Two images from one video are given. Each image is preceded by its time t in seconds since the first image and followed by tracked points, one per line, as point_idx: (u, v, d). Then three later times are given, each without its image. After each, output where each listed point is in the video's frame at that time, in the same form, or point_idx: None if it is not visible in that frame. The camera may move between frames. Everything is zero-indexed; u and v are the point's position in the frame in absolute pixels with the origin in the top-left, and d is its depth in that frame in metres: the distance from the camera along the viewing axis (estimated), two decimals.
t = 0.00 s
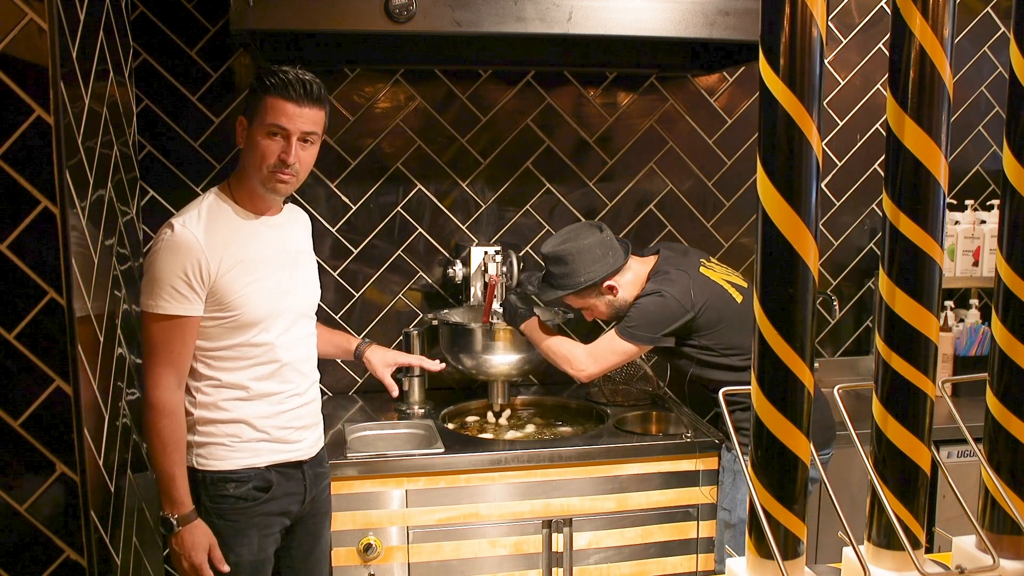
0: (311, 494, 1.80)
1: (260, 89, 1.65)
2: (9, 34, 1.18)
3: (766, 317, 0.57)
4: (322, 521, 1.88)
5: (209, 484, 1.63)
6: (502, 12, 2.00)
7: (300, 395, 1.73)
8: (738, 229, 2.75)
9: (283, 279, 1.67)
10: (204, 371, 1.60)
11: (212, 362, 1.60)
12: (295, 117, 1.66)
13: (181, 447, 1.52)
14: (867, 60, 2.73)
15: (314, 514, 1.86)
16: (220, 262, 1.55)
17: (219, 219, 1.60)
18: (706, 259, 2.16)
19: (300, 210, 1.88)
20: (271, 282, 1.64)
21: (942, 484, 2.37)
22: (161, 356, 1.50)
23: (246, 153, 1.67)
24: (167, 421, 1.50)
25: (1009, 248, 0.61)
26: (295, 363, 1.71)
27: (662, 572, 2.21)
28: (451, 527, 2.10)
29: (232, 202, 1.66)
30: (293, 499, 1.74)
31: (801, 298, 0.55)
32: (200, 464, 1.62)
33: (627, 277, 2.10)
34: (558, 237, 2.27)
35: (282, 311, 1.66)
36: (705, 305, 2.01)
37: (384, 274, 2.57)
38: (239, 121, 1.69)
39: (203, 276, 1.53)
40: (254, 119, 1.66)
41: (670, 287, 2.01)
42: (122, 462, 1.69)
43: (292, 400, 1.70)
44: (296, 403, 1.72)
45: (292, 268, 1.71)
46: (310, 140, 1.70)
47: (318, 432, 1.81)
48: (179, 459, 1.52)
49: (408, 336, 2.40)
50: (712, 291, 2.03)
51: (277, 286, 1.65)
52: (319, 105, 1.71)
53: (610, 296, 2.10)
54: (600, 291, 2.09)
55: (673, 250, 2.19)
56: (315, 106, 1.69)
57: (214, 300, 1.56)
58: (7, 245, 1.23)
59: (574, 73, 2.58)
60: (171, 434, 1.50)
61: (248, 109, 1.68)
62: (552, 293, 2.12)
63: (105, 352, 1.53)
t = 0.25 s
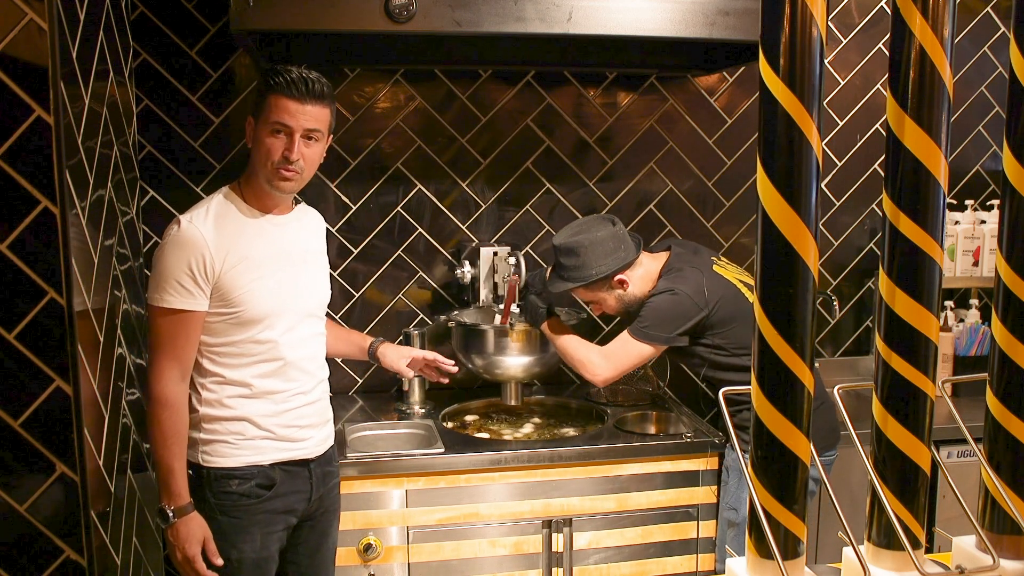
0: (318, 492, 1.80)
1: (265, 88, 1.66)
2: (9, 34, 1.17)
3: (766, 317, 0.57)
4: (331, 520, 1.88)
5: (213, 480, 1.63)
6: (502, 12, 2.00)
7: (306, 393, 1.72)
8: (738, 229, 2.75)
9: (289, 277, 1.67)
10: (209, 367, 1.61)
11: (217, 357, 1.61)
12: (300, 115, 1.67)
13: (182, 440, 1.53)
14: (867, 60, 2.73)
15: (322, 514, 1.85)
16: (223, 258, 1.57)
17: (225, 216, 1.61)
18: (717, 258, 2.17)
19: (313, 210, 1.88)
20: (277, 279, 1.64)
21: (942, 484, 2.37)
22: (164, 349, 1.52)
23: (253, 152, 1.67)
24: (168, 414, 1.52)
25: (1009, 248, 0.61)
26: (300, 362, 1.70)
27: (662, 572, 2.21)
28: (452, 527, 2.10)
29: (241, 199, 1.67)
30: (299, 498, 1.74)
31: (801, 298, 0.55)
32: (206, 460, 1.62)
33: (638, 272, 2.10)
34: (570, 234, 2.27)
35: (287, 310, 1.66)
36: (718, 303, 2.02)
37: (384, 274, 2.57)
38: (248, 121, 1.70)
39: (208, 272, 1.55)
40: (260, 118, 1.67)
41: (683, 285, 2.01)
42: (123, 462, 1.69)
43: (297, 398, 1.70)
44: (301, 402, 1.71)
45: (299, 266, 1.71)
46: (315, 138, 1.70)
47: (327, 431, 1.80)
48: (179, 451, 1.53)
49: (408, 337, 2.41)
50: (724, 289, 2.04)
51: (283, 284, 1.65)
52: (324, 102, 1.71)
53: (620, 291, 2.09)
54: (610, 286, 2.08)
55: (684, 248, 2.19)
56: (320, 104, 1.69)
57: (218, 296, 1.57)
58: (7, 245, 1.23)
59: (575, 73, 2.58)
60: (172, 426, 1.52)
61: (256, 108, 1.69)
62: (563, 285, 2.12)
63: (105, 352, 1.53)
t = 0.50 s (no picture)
0: (326, 491, 1.78)
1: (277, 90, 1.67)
2: (9, 34, 1.17)
3: (766, 318, 0.57)
4: (338, 522, 1.87)
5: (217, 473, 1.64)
6: (502, 12, 2.00)
7: (312, 392, 1.71)
8: (738, 229, 2.75)
9: (298, 275, 1.67)
10: (215, 363, 1.61)
11: (222, 353, 1.61)
12: (310, 116, 1.67)
13: (184, 433, 1.55)
14: (867, 60, 2.73)
15: (329, 515, 1.84)
16: (230, 255, 1.57)
17: (234, 214, 1.62)
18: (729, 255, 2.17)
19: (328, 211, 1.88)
20: (284, 277, 1.64)
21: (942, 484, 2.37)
22: (170, 343, 1.54)
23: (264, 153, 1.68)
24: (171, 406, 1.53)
25: (1010, 247, 0.61)
26: (307, 360, 1.70)
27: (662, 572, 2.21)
28: (453, 527, 2.10)
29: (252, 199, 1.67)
30: (306, 496, 1.73)
31: (801, 297, 0.55)
32: (211, 456, 1.63)
33: (650, 268, 2.11)
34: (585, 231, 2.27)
35: (294, 307, 1.65)
36: (733, 302, 2.02)
37: (384, 274, 2.57)
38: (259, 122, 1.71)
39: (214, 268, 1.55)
40: (272, 119, 1.68)
41: (699, 285, 2.01)
42: (123, 462, 1.69)
43: (303, 395, 1.69)
44: (307, 400, 1.70)
45: (309, 265, 1.70)
46: (325, 139, 1.71)
47: (336, 429, 1.79)
48: (182, 444, 1.55)
49: (408, 337, 2.40)
50: (738, 287, 2.04)
51: (290, 281, 1.65)
52: (335, 104, 1.72)
53: (632, 287, 2.11)
54: (623, 282, 2.10)
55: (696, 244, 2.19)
56: (331, 105, 1.70)
57: (224, 292, 1.58)
58: (7, 245, 1.23)
59: (574, 73, 2.58)
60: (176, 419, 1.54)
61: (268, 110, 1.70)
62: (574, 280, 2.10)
63: (105, 352, 1.53)
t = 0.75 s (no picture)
0: (330, 491, 1.78)
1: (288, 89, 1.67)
2: (9, 34, 1.18)
3: (766, 318, 0.57)
4: (342, 522, 1.86)
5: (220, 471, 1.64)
6: (502, 12, 2.00)
7: (317, 391, 1.70)
8: (738, 229, 2.75)
9: (305, 274, 1.67)
10: (222, 359, 1.62)
11: (229, 349, 1.62)
12: (321, 117, 1.67)
13: (188, 427, 1.56)
14: (867, 60, 2.73)
15: (334, 515, 1.83)
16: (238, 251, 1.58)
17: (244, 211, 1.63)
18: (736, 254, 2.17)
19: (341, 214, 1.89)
20: (291, 275, 1.64)
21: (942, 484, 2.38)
22: (176, 336, 1.55)
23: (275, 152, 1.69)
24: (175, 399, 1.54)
25: (1009, 248, 0.61)
26: (312, 359, 1.69)
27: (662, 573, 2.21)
28: (453, 527, 2.10)
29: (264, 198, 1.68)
30: (310, 496, 1.73)
31: (801, 298, 0.55)
32: (214, 453, 1.64)
33: (661, 267, 2.11)
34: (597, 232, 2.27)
35: (300, 305, 1.65)
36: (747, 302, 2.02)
37: (385, 274, 2.57)
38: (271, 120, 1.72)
39: (221, 263, 1.56)
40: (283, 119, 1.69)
41: (715, 288, 1.99)
42: (122, 462, 1.69)
43: (308, 394, 1.68)
44: (312, 399, 1.70)
45: (318, 264, 1.71)
46: (336, 139, 1.71)
47: (341, 429, 1.79)
48: (186, 438, 1.56)
49: (408, 337, 2.41)
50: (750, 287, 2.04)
51: (297, 279, 1.65)
52: (345, 105, 1.71)
53: (644, 287, 2.10)
54: (636, 283, 2.09)
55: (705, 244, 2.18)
56: (341, 106, 1.69)
57: (231, 288, 1.58)
58: (7, 245, 1.23)
59: (574, 73, 2.58)
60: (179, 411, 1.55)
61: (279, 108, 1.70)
62: (585, 282, 2.10)
63: (105, 352, 1.53)
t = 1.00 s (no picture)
0: (333, 492, 1.77)
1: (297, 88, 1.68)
2: (9, 34, 1.18)
3: (766, 317, 0.57)
4: (345, 523, 1.85)
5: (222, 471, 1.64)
6: (502, 12, 2.00)
7: (320, 392, 1.70)
8: (738, 229, 2.75)
9: (311, 273, 1.67)
10: (225, 357, 1.63)
11: (232, 347, 1.62)
12: (330, 114, 1.68)
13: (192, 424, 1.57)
14: (867, 60, 2.73)
15: (337, 516, 1.83)
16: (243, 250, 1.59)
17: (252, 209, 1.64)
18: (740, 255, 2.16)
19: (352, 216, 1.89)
20: (296, 274, 1.64)
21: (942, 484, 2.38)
22: (180, 332, 1.57)
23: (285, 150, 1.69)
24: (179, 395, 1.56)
25: (1009, 248, 0.61)
26: (316, 359, 1.69)
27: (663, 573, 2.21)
28: (453, 527, 2.10)
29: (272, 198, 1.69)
30: (312, 496, 1.72)
31: (801, 298, 0.55)
32: (217, 452, 1.64)
33: (664, 270, 2.11)
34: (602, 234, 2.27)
35: (304, 305, 1.65)
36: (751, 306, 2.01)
37: (384, 274, 2.57)
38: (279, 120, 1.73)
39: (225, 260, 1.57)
40: (292, 117, 1.69)
41: (719, 292, 1.98)
42: (122, 462, 1.69)
43: (311, 395, 1.68)
44: (315, 399, 1.69)
45: (324, 264, 1.70)
46: (345, 136, 1.72)
47: (345, 431, 1.78)
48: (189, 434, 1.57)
49: (408, 337, 2.41)
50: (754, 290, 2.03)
51: (302, 279, 1.65)
52: (353, 101, 1.72)
53: (648, 291, 2.09)
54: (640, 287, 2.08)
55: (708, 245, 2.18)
56: (349, 103, 1.70)
57: (235, 286, 1.59)
58: (7, 245, 1.23)
59: (574, 73, 2.58)
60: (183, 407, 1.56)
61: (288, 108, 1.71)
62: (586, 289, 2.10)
63: (105, 351, 1.53)
